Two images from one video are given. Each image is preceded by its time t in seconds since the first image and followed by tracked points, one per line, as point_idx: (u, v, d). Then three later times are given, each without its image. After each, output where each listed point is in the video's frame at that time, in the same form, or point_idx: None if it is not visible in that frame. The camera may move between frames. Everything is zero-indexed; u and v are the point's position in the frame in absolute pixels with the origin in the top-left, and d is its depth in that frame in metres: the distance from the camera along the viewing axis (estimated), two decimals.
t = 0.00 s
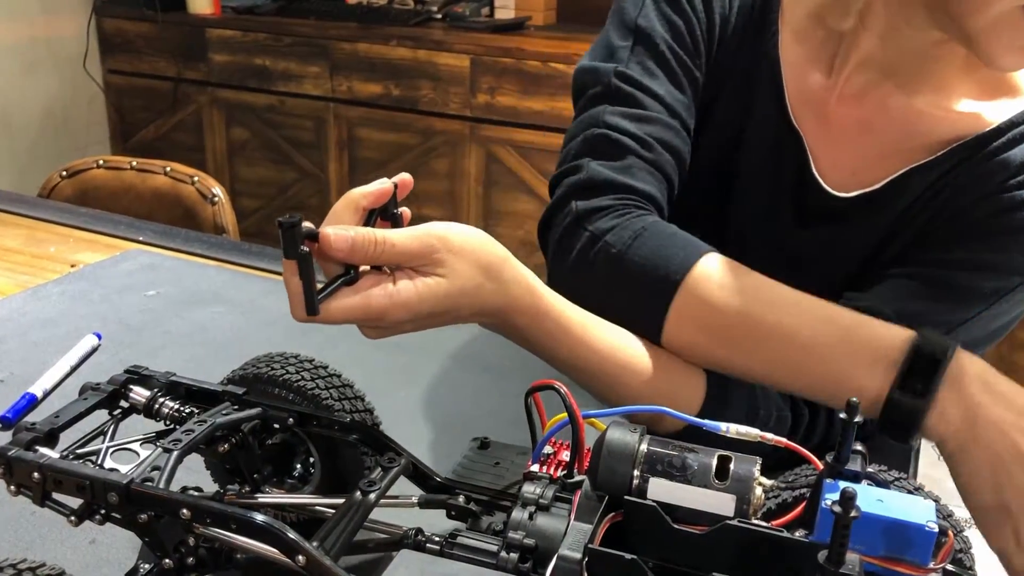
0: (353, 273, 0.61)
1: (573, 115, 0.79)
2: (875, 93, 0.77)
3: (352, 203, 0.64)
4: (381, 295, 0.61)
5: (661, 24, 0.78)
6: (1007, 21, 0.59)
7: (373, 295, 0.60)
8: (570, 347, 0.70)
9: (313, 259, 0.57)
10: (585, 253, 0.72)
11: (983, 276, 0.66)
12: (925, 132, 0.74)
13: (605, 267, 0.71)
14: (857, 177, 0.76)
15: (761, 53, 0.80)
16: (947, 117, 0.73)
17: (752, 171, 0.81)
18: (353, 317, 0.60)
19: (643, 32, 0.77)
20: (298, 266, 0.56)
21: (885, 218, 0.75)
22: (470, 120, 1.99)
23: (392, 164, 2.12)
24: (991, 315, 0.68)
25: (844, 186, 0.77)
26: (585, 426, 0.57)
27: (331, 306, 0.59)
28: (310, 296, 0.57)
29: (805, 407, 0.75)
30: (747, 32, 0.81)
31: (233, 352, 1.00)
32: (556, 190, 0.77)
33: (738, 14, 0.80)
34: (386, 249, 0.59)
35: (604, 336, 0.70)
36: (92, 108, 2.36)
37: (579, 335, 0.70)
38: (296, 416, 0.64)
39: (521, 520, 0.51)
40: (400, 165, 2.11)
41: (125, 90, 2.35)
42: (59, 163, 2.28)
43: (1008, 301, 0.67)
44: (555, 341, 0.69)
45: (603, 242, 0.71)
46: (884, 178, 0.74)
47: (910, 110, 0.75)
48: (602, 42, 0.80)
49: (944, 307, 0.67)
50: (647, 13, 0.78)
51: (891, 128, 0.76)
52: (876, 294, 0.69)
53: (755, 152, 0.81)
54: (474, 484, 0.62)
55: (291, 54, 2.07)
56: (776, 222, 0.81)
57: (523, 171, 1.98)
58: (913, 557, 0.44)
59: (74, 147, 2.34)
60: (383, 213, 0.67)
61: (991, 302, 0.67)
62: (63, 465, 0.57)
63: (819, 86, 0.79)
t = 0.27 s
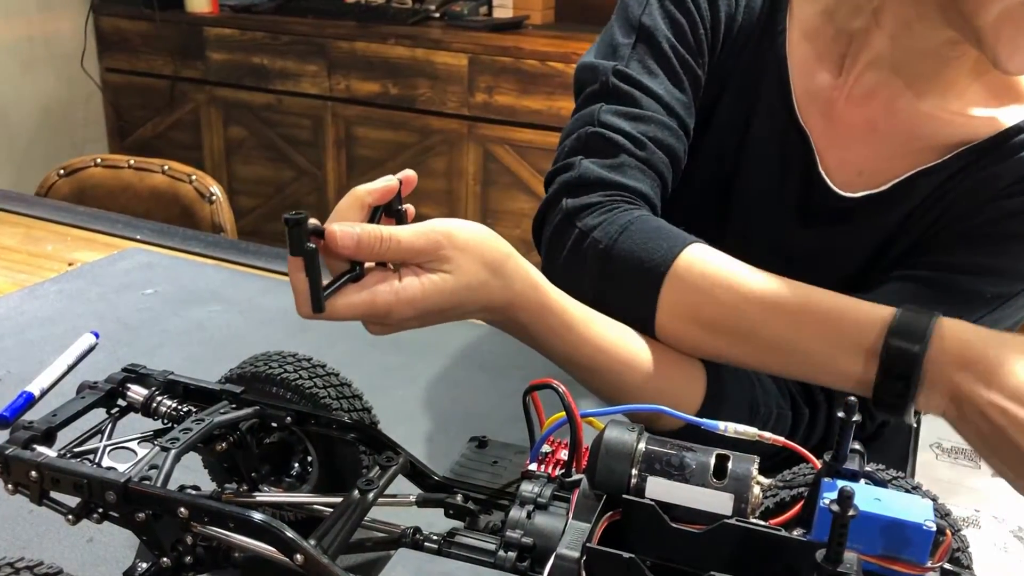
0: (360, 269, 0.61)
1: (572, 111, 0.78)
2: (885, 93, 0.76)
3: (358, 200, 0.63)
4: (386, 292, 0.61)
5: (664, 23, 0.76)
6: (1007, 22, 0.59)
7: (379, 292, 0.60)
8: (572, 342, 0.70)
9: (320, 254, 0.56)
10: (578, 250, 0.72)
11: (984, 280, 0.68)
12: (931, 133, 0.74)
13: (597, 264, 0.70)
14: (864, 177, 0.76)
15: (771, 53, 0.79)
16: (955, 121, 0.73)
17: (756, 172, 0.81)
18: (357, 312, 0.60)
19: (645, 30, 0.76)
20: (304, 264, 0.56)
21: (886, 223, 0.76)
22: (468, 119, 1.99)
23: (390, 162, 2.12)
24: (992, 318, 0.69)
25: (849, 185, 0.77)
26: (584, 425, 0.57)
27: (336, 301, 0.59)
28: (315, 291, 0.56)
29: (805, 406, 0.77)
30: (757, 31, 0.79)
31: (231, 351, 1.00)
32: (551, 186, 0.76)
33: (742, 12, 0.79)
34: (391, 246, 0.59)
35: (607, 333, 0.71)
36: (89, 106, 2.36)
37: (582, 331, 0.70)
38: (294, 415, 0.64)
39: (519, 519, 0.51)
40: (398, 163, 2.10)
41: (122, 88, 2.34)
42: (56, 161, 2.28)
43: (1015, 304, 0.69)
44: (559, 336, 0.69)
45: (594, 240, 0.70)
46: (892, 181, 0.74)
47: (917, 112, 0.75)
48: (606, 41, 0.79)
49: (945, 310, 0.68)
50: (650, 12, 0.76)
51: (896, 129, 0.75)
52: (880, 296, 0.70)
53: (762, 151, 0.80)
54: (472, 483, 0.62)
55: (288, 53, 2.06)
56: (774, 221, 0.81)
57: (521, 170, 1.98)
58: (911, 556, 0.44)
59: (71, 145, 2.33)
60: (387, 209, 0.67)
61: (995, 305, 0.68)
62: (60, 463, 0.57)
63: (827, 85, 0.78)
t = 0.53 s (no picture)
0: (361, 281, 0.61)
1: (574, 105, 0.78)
2: (887, 93, 0.77)
3: (360, 208, 0.64)
4: (389, 303, 0.61)
5: (666, 20, 0.75)
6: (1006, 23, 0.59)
7: (382, 303, 0.61)
8: (572, 347, 0.70)
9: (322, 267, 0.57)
10: (574, 248, 0.72)
11: (986, 283, 0.67)
12: (932, 134, 0.75)
13: (593, 264, 0.70)
14: (864, 178, 0.77)
15: (770, 54, 0.79)
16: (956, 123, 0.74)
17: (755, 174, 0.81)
18: (361, 324, 0.60)
19: (647, 27, 0.75)
20: (306, 275, 0.56)
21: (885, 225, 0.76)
22: (467, 119, 1.99)
23: (389, 162, 2.12)
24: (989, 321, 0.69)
25: (849, 186, 0.78)
26: (583, 425, 0.57)
27: (338, 314, 0.59)
28: (319, 305, 0.57)
29: (805, 407, 0.78)
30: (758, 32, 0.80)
31: (230, 351, 1.00)
32: (548, 180, 0.76)
33: (745, 14, 0.79)
34: (392, 256, 0.59)
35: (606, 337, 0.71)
36: (87, 106, 2.36)
37: (582, 336, 0.70)
38: (293, 415, 0.64)
39: (519, 519, 0.51)
40: (397, 163, 2.10)
41: (121, 88, 2.34)
42: (54, 161, 2.27)
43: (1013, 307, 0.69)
44: (559, 342, 0.69)
45: (590, 239, 0.70)
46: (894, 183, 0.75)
47: (918, 113, 0.76)
48: (609, 36, 0.78)
49: (946, 312, 0.68)
50: (654, 8, 0.76)
51: (897, 129, 0.76)
52: (879, 298, 0.70)
53: (764, 150, 0.80)
54: (471, 482, 0.62)
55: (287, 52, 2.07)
56: (774, 221, 0.81)
57: (520, 170, 1.98)
58: (910, 555, 0.44)
59: (69, 144, 2.33)
60: (388, 216, 0.67)
61: (994, 309, 0.68)
62: (60, 463, 0.57)
63: (829, 86, 0.79)
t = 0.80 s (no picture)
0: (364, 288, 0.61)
1: (607, 105, 0.72)
2: (890, 100, 0.76)
3: (363, 215, 0.63)
4: (393, 311, 0.61)
5: (691, 17, 0.71)
6: (1004, 23, 0.58)
7: (385, 311, 0.61)
8: (576, 350, 0.70)
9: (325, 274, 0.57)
10: (653, 260, 0.66)
11: (985, 286, 0.68)
12: (936, 140, 0.75)
13: (678, 280, 0.66)
14: (867, 187, 0.77)
15: (776, 63, 0.77)
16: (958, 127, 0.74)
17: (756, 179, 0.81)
18: (365, 330, 0.60)
19: (673, 24, 0.71)
20: (310, 284, 0.56)
21: (885, 228, 0.76)
22: (467, 119, 1.99)
23: (388, 162, 2.12)
24: (991, 325, 0.70)
25: (853, 195, 0.77)
26: (582, 425, 0.57)
27: (343, 322, 0.60)
28: (324, 314, 0.57)
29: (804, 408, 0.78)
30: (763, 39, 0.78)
31: (229, 351, 1.00)
32: (604, 183, 0.69)
33: (757, 15, 0.77)
34: (397, 263, 0.59)
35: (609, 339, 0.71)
36: (86, 106, 2.36)
37: (586, 340, 0.70)
38: (292, 415, 0.64)
39: (517, 519, 0.52)
40: (396, 163, 2.10)
41: (120, 88, 2.34)
42: (53, 161, 2.27)
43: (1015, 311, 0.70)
44: (563, 346, 0.70)
45: (677, 251, 0.65)
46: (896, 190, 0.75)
47: (920, 119, 0.75)
48: (631, 34, 0.73)
49: (946, 313, 0.69)
50: (675, 4, 0.72)
51: (901, 137, 0.76)
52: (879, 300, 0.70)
53: (768, 152, 0.79)
54: (470, 482, 0.61)
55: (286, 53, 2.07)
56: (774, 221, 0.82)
57: (519, 170, 1.98)
58: (908, 555, 0.44)
59: (69, 144, 2.33)
60: (392, 223, 0.66)
61: (995, 312, 0.69)
62: (58, 463, 0.57)
63: (831, 95, 0.78)
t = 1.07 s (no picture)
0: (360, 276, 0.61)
1: (651, 137, 0.67)
2: (889, 107, 0.77)
3: (359, 204, 0.63)
4: (387, 296, 0.61)
5: (714, 31, 0.68)
6: (1003, 23, 0.58)
7: (380, 296, 0.61)
8: (573, 344, 0.70)
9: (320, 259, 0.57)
10: (741, 304, 0.65)
11: (984, 286, 0.68)
12: (937, 148, 0.74)
13: (770, 321, 0.65)
14: (877, 196, 0.76)
15: (784, 71, 0.75)
16: (958, 132, 0.74)
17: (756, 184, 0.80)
18: (362, 319, 0.61)
19: (702, 41, 0.68)
20: (304, 268, 0.56)
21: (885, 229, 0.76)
22: (466, 119, 1.99)
23: (388, 162, 2.12)
24: (992, 325, 0.71)
25: (861, 203, 0.76)
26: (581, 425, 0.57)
27: (338, 309, 0.59)
28: (319, 297, 0.56)
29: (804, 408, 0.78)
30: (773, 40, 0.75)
31: (228, 351, 1.00)
32: (674, 225, 0.66)
33: (768, 23, 0.75)
34: (392, 249, 0.59)
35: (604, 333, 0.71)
36: (86, 105, 2.36)
37: (583, 333, 0.70)
38: (291, 415, 0.64)
39: (517, 519, 0.51)
40: (396, 163, 2.10)
41: (120, 88, 2.34)
42: (53, 160, 2.27)
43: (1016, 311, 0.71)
44: (560, 339, 0.70)
45: (768, 293, 0.65)
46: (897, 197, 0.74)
47: (922, 125, 0.75)
48: (654, 54, 0.69)
49: (946, 315, 0.69)
50: (694, 19, 0.68)
51: (901, 144, 0.76)
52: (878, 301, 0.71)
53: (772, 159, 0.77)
54: (470, 482, 0.61)
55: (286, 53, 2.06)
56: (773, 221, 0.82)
57: (519, 170, 1.98)
58: (908, 555, 0.44)
59: (68, 145, 2.33)
60: (386, 214, 0.66)
61: (995, 313, 0.70)
62: (58, 464, 0.57)
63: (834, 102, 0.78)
